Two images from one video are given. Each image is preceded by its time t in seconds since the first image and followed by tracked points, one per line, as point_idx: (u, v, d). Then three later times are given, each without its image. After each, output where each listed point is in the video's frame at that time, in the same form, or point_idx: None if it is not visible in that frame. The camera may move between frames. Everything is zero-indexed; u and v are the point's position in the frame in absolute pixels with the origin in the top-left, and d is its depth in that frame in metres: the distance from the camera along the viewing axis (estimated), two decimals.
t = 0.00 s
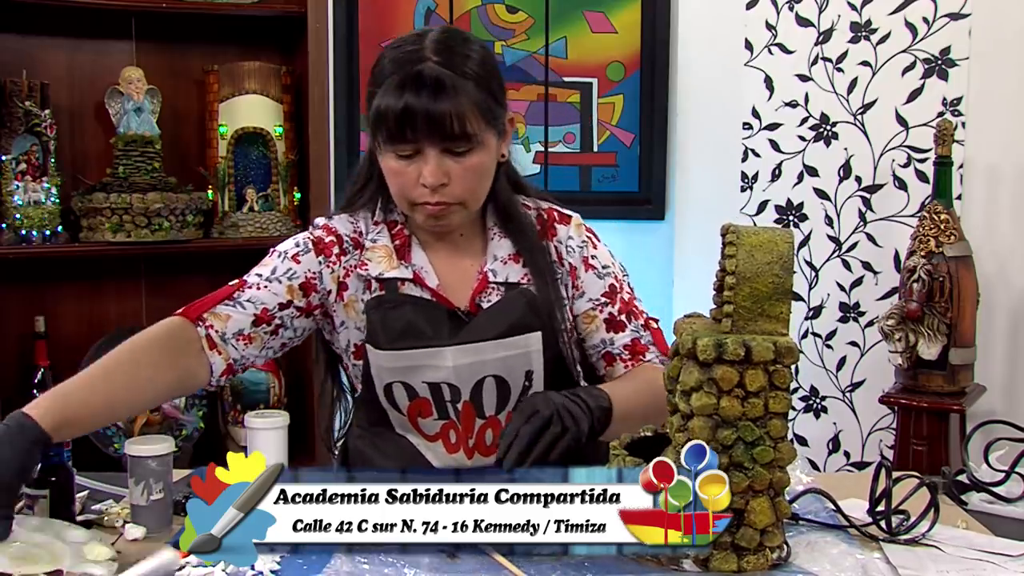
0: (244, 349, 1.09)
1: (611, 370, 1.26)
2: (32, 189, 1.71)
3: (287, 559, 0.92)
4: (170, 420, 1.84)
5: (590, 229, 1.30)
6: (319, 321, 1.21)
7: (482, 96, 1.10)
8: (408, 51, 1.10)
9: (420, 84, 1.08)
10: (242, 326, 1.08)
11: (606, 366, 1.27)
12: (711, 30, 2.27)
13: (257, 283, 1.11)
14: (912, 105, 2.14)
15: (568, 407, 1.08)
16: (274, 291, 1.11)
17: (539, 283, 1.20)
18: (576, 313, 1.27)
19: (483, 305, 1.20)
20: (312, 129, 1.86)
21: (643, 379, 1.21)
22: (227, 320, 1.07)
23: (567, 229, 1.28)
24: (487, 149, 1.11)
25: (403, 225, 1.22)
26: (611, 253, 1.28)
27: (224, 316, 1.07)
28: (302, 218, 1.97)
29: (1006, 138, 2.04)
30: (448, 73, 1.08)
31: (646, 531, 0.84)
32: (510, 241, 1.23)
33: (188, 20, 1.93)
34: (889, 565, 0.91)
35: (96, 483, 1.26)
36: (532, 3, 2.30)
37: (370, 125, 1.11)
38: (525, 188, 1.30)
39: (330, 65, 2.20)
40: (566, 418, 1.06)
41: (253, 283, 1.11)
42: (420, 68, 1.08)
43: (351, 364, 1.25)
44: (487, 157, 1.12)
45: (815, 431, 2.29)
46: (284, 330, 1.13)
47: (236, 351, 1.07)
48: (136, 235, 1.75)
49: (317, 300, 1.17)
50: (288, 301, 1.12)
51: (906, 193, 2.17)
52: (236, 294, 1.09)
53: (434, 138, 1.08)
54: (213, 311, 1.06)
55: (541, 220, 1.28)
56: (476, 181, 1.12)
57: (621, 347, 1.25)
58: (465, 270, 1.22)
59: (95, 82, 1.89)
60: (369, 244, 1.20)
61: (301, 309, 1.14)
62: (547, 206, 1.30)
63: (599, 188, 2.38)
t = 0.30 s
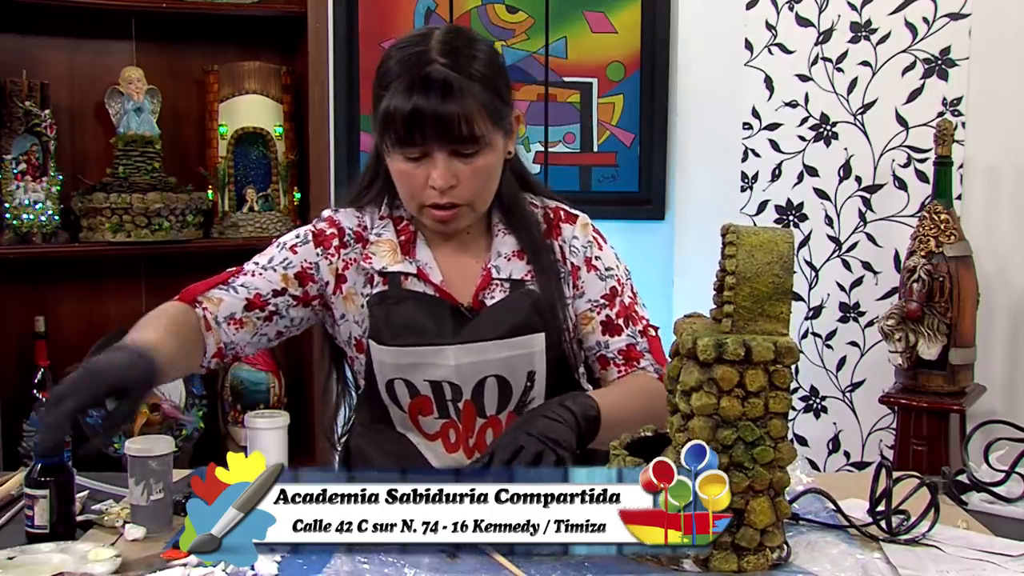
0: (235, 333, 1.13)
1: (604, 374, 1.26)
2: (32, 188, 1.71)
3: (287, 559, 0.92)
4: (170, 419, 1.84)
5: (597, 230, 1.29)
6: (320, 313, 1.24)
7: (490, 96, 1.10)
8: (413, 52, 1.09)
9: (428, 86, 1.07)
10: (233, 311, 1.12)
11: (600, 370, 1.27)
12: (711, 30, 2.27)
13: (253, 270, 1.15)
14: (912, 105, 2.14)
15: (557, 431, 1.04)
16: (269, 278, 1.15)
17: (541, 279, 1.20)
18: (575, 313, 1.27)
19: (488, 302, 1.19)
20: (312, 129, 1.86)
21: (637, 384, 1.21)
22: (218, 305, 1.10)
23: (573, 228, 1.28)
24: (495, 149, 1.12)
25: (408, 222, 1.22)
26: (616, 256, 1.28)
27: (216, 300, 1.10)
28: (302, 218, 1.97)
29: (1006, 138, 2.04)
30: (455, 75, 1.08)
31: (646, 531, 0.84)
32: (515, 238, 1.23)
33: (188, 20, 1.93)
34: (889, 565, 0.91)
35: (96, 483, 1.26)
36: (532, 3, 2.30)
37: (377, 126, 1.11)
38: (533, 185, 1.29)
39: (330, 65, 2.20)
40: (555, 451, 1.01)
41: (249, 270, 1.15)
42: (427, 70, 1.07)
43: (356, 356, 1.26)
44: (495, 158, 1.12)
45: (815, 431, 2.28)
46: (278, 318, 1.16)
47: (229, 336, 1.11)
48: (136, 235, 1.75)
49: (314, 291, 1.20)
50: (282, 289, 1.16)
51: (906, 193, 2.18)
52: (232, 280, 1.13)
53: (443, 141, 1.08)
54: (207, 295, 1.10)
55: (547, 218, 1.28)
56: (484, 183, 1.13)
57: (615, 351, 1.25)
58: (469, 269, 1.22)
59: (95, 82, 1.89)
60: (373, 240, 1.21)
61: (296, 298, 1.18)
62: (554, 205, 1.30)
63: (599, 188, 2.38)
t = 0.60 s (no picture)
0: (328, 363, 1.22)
1: (609, 373, 1.26)
2: (32, 188, 1.71)
3: (287, 559, 0.92)
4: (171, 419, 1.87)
5: (627, 234, 1.30)
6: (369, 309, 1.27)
7: (528, 89, 1.12)
8: (455, 43, 1.12)
9: (468, 76, 1.10)
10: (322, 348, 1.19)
11: (607, 369, 1.27)
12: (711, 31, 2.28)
13: (321, 300, 1.18)
14: (912, 105, 2.15)
15: (553, 453, 1.02)
16: (338, 306, 1.19)
17: (570, 279, 1.22)
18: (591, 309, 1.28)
19: (515, 291, 1.22)
20: (312, 129, 1.86)
21: (637, 395, 1.20)
22: (311, 350, 1.18)
23: (605, 229, 1.29)
24: (531, 140, 1.14)
25: (445, 208, 1.25)
26: (642, 261, 1.29)
27: (307, 346, 1.18)
28: (302, 218, 1.97)
29: (1006, 138, 2.04)
30: (495, 65, 1.10)
31: (646, 531, 0.84)
32: (550, 231, 1.24)
33: (188, 20, 1.93)
34: (889, 565, 0.91)
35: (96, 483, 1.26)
36: (532, 3, 2.27)
37: (416, 115, 1.14)
38: (570, 186, 1.31)
39: (329, 65, 2.18)
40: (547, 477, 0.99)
41: (317, 301, 1.18)
42: (468, 61, 1.10)
43: (378, 344, 1.28)
44: (530, 148, 1.14)
45: (815, 432, 2.28)
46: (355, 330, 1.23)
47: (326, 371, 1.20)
48: (136, 235, 1.75)
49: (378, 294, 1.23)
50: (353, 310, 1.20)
51: (906, 193, 2.18)
52: (307, 318, 1.17)
53: (481, 129, 1.11)
54: (298, 343, 1.17)
55: (580, 218, 1.28)
56: (519, 173, 1.15)
57: (623, 352, 1.25)
58: (501, 258, 1.24)
59: (95, 82, 1.89)
60: (409, 222, 1.23)
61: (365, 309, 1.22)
62: (588, 206, 1.31)
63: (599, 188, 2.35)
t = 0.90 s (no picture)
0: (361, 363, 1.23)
1: (616, 371, 1.28)
2: (32, 188, 1.71)
3: (287, 559, 0.92)
4: (170, 419, 1.87)
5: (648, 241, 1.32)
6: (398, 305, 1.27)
7: (568, 84, 1.15)
8: (499, 39, 1.16)
9: (512, 69, 1.12)
10: (354, 348, 1.20)
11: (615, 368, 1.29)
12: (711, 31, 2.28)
13: (349, 300, 1.19)
14: (912, 105, 2.15)
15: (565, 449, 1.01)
16: (366, 304, 1.20)
17: (592, 280, 1.24)
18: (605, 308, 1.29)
19: (538, 289, 1.23)
20: (312, 129, 1.86)
21: (637, 400, 1.20)
22: (341, 350, 1.19)
23: (627, 234, 1.30)
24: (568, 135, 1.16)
25: (473, 206, 1.26)
26: (660, 267, 1.30)
27: (337, 346, 1.19)
28: (301, 218, 1.97)
29: (1006, 139, 2.04)
30: (539, 60, 1.14)
31: (646, 531, 0.84)
32: (574, 232, 1.25)
33: (188, 20, 1.93)
34: (889, 565, 0.91)
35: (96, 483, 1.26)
36: (532, 3, 2.26)
37: (457, 105, 1.17)
38: (595, 193, 1.33)
39: (329, 65, 2.18)
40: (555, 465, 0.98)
41: (346, 301, 1.19)
42: (513, 54, 1.13)
43: (401, 336, 1.28)
44: (568, 141, 1.16)
45: (815, 431, 2.28)
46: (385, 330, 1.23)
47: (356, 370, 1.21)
48: (136, 235, 1.75)
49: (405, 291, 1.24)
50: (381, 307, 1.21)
51: (906, 193, 2.18)
52: (337, 319, 1.19)
53: (522, 118, 1.13)
54: (328, 346, 1.18)
55: (604, 222, 1.29)
56: (554, 166, 1.17)
57: (631, 352, 1.27)
58: (526, 255, 1.25)
59: (95, 82, 1.89)
60: (436, 217, 1.24)
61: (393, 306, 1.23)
62: (612, 212, 1.32)
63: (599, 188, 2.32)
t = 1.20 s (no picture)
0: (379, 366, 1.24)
1: (618, 371, 1.28)
2: (32, 188, 1.71)
3: (287, 559, 0.92)
4: (170, 419, 1.87)
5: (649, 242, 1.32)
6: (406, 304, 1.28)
7: (582, 83, 1.17)
8: (514, 36, 1.16)
9: (529, 66, 1.13)
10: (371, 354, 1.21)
11: (615, 368, 1.29)
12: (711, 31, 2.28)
13: (361, 308, 1.20)
14: (912, 105, 2.15)
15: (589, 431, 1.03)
16: (377, 310, 1.20)
17: (592, 279, 1.24)
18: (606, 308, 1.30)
19: (538, 288, 1.24)
20: (312, 129, 1.86)
21: (644, 396, 1.21)
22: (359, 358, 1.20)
23: (628, 235, 1.31)
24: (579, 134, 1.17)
25: (475, 206, 1.27)
26: (661, 269, 1.30)
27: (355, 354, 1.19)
28: (302, 218, 1.97)
29: (1006, 139, 2.04)
30: (555, 59, 1.14)
31: (646, 531, 0.84)
32: (575, 231, 1.26)
33: (188, 20, 1.93)
34: (889, 565, 0.91)
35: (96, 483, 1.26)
36: (532, 3, 2.26)
37: (470, 100, 1.17)
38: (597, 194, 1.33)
39: (329, 65, 2.17)
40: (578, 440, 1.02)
41: (357, 310, 1.20)
42: (529, 51, 1.14)
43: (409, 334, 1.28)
44: (579, 140, 1.17)
45: (815, 431, 2.28)
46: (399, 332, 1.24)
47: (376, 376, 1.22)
48: (136, 235, 1.75)
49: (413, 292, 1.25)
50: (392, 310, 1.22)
51: (906, 193, 2.18)
52: (352, 327, 1.19)
53: (537, 115, 1.14)
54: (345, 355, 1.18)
55: (605, 223, 1.30)
56: (564, 164, 1.17)
57: (633, 353, 1.27)
58: (527, 254, 1.26)
59: (95, 82, 1.89)
60: (437, 218, 1.25)
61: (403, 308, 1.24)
62: (613, 213, 1.33)
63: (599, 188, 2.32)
